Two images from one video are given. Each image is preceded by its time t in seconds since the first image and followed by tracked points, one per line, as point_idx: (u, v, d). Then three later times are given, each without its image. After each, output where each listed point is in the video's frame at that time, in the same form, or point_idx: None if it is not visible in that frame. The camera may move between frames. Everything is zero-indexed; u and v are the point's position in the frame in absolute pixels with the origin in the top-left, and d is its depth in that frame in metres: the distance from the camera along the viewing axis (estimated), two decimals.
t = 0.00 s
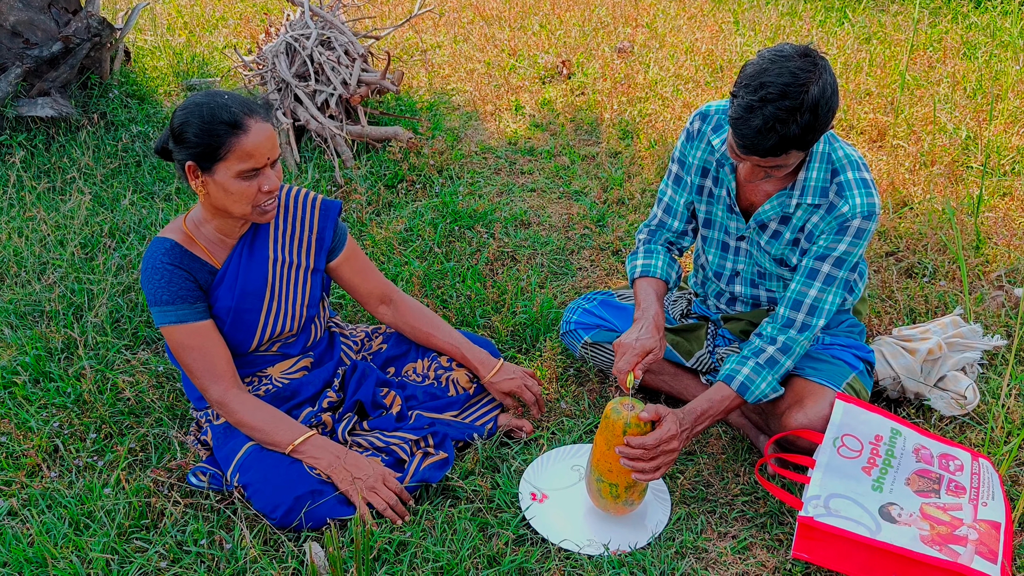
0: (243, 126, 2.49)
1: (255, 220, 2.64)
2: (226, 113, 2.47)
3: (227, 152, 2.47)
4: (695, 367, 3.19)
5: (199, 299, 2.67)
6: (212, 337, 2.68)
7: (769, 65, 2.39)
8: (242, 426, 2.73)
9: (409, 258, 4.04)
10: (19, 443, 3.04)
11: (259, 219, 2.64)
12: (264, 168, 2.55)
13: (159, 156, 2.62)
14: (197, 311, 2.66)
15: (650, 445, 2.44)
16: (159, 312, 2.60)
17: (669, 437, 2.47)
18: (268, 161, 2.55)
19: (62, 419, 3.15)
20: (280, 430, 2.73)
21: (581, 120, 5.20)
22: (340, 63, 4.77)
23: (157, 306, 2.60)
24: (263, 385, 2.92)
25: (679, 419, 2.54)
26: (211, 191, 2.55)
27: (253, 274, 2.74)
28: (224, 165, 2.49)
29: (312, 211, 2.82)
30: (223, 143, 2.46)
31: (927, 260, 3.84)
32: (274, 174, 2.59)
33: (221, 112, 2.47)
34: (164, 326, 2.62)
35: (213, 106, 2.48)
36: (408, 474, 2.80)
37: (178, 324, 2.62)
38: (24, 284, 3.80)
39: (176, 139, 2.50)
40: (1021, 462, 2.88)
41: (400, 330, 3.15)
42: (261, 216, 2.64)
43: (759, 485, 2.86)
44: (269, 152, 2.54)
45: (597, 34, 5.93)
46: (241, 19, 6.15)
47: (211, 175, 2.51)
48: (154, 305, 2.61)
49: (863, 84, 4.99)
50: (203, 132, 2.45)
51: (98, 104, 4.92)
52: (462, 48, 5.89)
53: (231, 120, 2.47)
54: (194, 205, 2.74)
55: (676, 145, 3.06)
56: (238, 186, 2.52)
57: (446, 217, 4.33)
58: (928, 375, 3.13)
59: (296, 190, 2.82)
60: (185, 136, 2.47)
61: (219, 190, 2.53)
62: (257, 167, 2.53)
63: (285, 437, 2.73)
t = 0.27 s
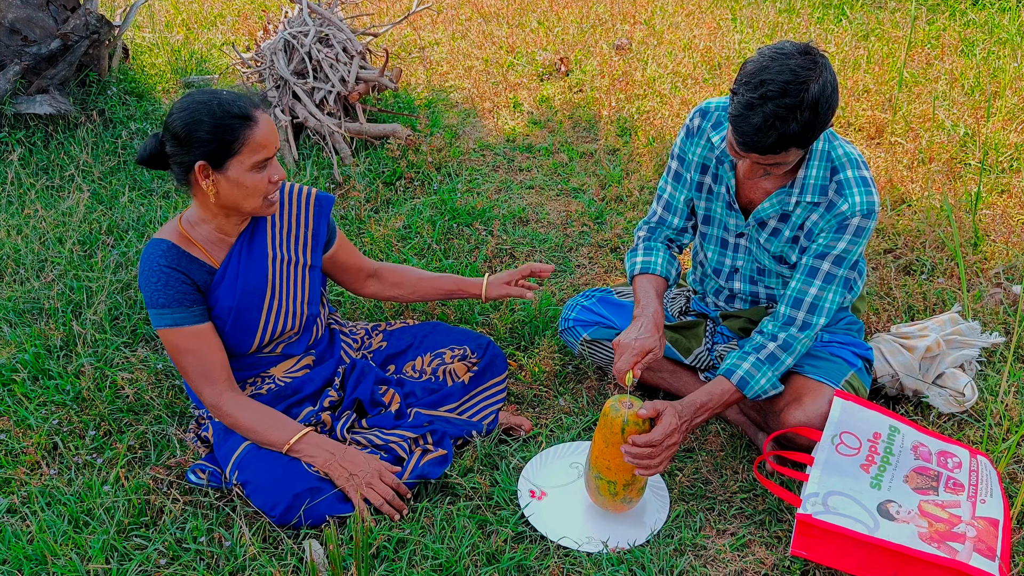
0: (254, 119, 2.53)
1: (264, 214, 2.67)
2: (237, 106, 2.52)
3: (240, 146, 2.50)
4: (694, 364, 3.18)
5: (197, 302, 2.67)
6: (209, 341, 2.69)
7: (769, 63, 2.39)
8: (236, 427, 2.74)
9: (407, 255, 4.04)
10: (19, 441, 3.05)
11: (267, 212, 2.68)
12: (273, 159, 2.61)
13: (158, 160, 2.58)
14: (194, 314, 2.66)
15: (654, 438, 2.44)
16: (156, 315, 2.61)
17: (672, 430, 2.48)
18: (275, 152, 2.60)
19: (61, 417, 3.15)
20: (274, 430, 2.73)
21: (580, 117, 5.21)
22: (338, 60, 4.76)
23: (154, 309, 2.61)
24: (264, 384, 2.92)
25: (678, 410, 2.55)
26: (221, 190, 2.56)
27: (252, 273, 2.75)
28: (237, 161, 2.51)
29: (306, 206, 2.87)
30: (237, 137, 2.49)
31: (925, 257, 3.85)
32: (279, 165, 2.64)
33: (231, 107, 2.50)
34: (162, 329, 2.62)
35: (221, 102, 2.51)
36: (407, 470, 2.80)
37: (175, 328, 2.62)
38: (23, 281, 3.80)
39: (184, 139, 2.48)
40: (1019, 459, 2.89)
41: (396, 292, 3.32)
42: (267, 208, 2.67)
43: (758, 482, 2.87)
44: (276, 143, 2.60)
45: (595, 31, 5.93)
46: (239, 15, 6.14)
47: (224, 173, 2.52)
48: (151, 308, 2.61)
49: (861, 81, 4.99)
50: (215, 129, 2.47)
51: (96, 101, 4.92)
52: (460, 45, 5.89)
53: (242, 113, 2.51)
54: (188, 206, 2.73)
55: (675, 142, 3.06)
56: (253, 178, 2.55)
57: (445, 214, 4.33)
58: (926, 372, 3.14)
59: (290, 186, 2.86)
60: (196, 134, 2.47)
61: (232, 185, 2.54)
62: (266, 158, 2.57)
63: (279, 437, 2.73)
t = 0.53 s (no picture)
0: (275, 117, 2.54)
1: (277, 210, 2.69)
2: (260, 104, 2.51)
3: (267, 147, 2.51)
4: (694, 363, 3.21)
5: (205, 308, 2.61)
6: (214, 346, 2.64)
7: (768, 64, 2.39)
8: (235, 431, 2.73)
9: (407, 254, 4.04)
10: (20, 440, 3.05)
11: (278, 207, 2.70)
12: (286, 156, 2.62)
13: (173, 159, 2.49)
14: (202, 320, 2.60)
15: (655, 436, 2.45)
16: (164, 320, 2.54)
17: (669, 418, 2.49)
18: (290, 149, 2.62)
19: (62, 416, 3.15)
20: (274, 430, 2.73)
21: (580, 117, 5.21)
22: (338, 60, 4.77)
23: (162, 314, 2.54)
24: (275, 382, 2.92)
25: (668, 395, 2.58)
26: (244, 191, 2.54)
27: (264, 265, 2.74)
28: (263, 162, 2.52)
29: (298, 198, 2.90)
30: (264, 138, 2.49)
31: (925, 256, 3.85)
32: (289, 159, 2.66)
33: (256, 107, 2.48)
34: (169, 334, 2.56)
35: (246, 102, 2.47)
36: (408, 469, 2.81)
37: (183, 333, 2.57)
38: (23, 281, 3.80)
39: (211, 142, 2.43)
40: (1019, 458, 2.89)
41: (376, 225, 3.33)
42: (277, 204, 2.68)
43: (758, 481, 2.87)
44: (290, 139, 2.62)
45: (595, 31, 5.93)
46: (239, 15, 6.14)
47: (248, 172, 2.51)
48: (159, 313, 2.54)
49: (861, 80, 4.99)
50: (246, 131, 2.45)
51: (96, 101, 4.91)
52: (460, 45, 5.89)
53: (265, 112, 2.50)
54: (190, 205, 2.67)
55: (675, 141, 3.06)
56: (275, 177, 2.57)
57: (445, 213, 4.34)
58: (926, 370, 3.15)
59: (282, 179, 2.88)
60: (227, 137, 2.43)
61: (256, 186, 2.54)
62: (284, 156, 2.59)
63: (280, 436, 2.73)
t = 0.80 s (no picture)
0: (272, 113, 2.54)
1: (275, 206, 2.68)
2: (255, 99, 2.51)
3: (260, 142, 2.50)
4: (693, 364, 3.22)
5: (207, 298, 2.62)
6: (216, 336, 2.65)
7: (759, 66, 2.40)
8: (236, 423, 2.73)
9: (407, 255, 4.05)
10: (18, 441, 3.05)
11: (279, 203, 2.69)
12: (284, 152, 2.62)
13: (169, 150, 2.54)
14: (204, 310, 2.61)
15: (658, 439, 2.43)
16: (165, 310, 2.56)
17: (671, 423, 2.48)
18: (289, 145, 2.61)
19: (61, 417, 3.15)
20: (275, 426, 2.73)
21: (579, 118, 5.21)
22: (337, 61, 4.77)
23: (163, 304, 2.55)
24: (274, 378, 2.91)
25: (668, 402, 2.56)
26: (238, 184, 2.55)
27: (264, 258, 2.74)
28: (255, 156, 2.51)
29: (300, 194, 2.90)
30: (257, 132, 2.49)
31: (924, 257, 3.85)
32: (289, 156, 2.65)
33: (251, 102, 2.49)
34: (170, 324, 2.57)
35: (240, 96, 2.48)
36: (407, 471, 2.81)
37: (185, 322, 2.57)
38: (22, 282, 3.80)
39: (203, 134, 2.45)
40: (1018, 459, 2.89)
41: (377, 242, 3.34)
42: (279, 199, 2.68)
43: (757, 482, 2.87)
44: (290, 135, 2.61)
45: (593, 32, 5.93)
46: (238, 16, 6.14)
47: (241, 165, 2.51)
48: (161, 303, 2.55)
49: (859, 81, 4.99)
50: (237, 124, 2.45)
51: (95, 102, 4.91)
52: (459, 46, 5.89)
53: (261, 106, 2.51)
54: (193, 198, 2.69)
55: (674, 139, 3.06)
56: (270, 171, 2.56)
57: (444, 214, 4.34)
58: (925, 371, 3.15)
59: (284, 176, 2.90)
60: (218, 130, 2.45)
61: (250, 179, 2.55)
62: (282, 152, 2.58)
63: (283, 431, 2.73)
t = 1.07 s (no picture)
0: (266, 106, 2.57)
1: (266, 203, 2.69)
2: (250, 93, 2.56)
3: (248, 132, 2.54)
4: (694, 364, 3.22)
5: (198, 284, 2.69)
6: (207, 321, 2.69)
7: (757, 74, 2.41)
8: (229, 411, 2.75)
9: (407, 255, 4.05)
10: (19, 441, 3.05)
11: (271, 200, 2.70)
12: (280, 148, 2.64)
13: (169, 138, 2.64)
14: (195, 295, 2.66)
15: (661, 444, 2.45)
16: (156, 293, 2.62)
17: (673, 427, 2.49)
18: (284, 143, 2.63)
19: (61, 417, 3.15)
20: (269, 417, 2.74)
21: (578, 117, 5.21)
22: (337, 61, 4.78)
23: (155, 288, 2.62)
24: (264, 376, 2.94)
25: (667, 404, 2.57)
26: (226, 171, 2.59)
27: (256, 257, 2.77)
28: (242, 145, 2.55)
29: (309, 201, 2.88)
30: (246, 121, 2.53)
31: (923, 256, 3.86)
32: (286, 156, 2.67)
33: (244, 92, 2.55)
34: (160, 308, 2.62)
35: (236, 86, 2.56)
36: (403, 467, 2.81)
37: (174, 307, 2.63)
38: (22, 282, 3.80)
39: (196, 118, 2.54)
40: (1017, 458, 2.89)
41: (403, 293, 3.35)
42: (272, 197, 2.70)
43: (757, 481, 2.88)
44: (286, 134, 2.63)
45: (593, 32, 5.94)
46: (237, 16, 6.14)
47: (229, 154, 2.56)
48: (153, 287, 2.62)
49: (858, 81, 5.00)
50: (226, 111, 2.52)
51: (95, 102, 4.91)
52: (458, 45, 5.89)
53: (254, 100, 2.55)
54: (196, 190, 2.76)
55: (677, 137, 3.08)
56: (256, 164, 2.58)
57: (444, 214, 4.34)
58: (925, 370, 3.15)
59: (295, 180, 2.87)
60: (208, 115, 2.52)
61: (237, 169, 2.58)
62: (274, 147, 2.61)
63: (275, 421, 2.74)
